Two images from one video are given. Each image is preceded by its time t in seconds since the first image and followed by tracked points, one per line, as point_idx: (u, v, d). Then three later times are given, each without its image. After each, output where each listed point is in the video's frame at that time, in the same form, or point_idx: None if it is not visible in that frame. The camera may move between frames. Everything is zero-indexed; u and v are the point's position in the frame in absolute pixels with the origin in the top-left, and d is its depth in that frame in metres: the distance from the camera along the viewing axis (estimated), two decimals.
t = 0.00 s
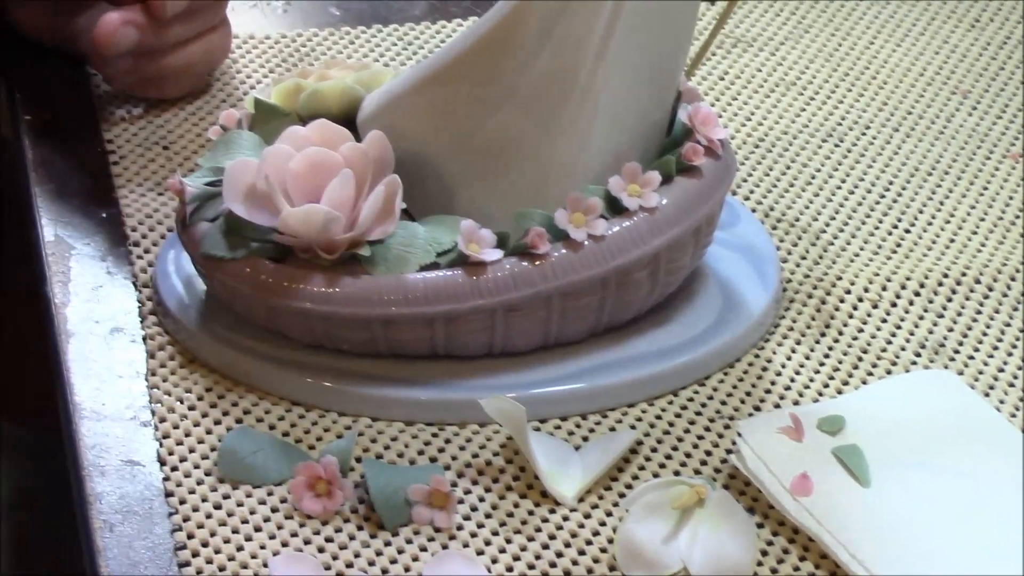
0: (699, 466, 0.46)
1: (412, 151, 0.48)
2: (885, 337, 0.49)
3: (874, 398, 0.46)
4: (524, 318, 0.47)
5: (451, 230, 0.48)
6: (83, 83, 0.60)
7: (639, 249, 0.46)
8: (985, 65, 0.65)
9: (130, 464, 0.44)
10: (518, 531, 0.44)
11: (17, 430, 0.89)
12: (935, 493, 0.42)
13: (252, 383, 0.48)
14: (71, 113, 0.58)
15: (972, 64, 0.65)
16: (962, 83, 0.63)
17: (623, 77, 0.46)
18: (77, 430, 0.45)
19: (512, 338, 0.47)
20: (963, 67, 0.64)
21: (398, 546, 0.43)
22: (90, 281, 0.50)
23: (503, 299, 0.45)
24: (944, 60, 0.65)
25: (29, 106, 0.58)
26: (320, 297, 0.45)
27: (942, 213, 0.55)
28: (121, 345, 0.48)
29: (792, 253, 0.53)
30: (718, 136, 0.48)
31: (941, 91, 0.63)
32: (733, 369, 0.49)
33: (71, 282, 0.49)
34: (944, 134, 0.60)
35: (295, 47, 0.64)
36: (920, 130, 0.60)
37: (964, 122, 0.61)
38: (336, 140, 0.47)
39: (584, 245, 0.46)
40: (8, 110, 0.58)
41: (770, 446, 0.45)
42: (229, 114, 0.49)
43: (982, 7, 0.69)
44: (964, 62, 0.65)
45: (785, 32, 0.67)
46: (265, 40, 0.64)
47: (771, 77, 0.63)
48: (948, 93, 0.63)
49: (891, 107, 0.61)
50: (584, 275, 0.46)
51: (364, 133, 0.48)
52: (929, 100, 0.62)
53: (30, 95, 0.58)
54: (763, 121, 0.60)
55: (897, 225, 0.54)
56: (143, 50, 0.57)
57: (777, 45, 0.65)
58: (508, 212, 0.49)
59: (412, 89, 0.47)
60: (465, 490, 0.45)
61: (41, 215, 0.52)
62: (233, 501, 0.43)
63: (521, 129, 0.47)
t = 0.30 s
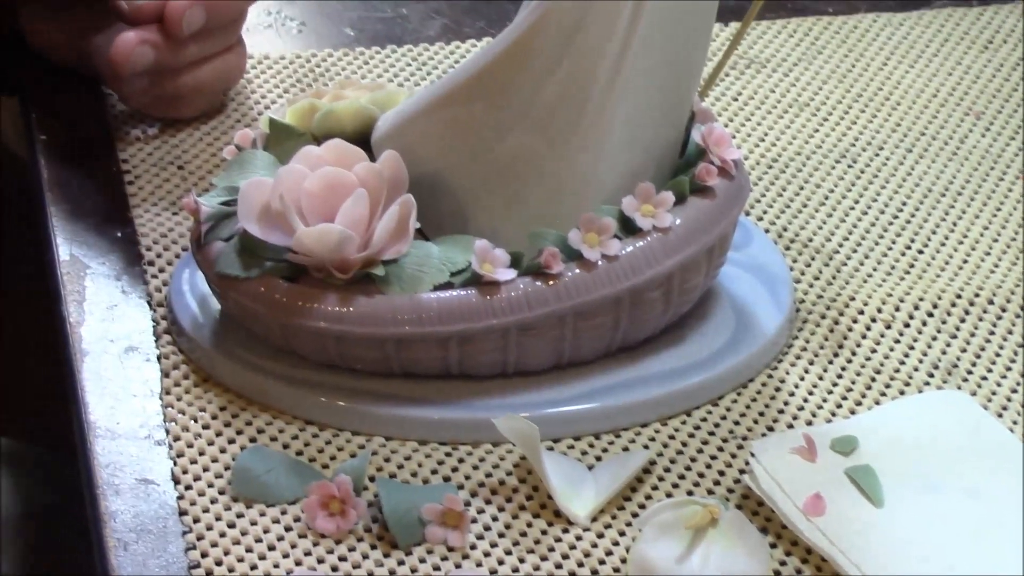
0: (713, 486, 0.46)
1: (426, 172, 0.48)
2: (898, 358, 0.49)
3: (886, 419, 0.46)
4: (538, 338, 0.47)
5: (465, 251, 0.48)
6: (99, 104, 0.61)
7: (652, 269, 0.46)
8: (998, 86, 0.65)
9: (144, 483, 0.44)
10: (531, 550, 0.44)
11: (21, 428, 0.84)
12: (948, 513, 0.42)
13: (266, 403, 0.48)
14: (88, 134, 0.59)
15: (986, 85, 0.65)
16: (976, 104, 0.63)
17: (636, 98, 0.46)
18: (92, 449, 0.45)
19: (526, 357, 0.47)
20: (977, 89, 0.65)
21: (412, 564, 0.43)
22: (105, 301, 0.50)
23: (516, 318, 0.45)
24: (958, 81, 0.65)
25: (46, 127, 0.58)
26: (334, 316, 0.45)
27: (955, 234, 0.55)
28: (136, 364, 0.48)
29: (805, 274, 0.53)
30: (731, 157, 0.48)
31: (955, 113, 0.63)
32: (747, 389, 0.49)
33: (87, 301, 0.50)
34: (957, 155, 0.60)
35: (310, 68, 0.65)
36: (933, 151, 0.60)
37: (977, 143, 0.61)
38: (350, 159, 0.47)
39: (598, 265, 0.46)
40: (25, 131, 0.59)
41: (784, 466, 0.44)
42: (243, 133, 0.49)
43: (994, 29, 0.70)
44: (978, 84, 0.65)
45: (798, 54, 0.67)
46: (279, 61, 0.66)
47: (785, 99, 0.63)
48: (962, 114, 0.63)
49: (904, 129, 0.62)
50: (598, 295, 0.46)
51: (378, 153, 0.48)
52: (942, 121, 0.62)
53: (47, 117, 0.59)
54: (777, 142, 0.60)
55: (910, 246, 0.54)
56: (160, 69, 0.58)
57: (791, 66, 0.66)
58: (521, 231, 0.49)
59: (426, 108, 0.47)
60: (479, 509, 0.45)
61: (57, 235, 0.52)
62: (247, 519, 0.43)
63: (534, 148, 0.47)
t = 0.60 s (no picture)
0: (718, 509, 0.45)
1: (432, 194, 0.49)
2: (903, 382, 0.49)
3: (891, 444, 0.46)
4: (544, 361, 0.47)
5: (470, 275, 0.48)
6: (106, 127, 0.62)
7: (658, 292, 0.46)
8: (1003, 110, 0.65)
9: (150, 505, 0.44)
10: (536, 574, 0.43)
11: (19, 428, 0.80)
12: (954, 538, 0.42)
13: (272, 425, 0.48)
14: (95, 157, 0.59)
15: (991, 109, 0.65)
16: (981, 128, 0.64)
17: (642, 121, 0.46)
18: (97, 471, 0.45)
19: (531, 381, 0.47)
20: (982, 113, 0.65)
21: None
22: (111, 323, 0.50)
23: (521, 341, 0.45)
24: (963, 105, 0.65)
25: (53, 150, 0.59)
26: (340, 339, 0.45)
27: (960, 258, 0.55)
28: (141, 387, 0.48)
29: (810, 297, 0.53)
30: (737, 180, 0.48)
31: (960, 136, 0.63)
32: (752, 412, 0.49)
33: (92, 324, 0.50)
34: (962, 179, 0.60)
35: (316, 91, 0.65)
36: (938, 175, 0.60)
37: (982, 167, 0.61)
38: (356, 182, 0.47)
39: (603, 288, 0.46)
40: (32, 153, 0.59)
41: (790, 490, 0.44)
42: (249, 157, 0.49)
43: (998, 51, 0.70)
44: (983, 107, 0.65)
45: (803, 77, 0.67)
46: (285, 84, 0.66)
47: (789, 122, 0.64)
48: (967, 137, 0.63)
49: (909, 152, 0.62)
50: (603, 318, 0.46)
51: (384, 176, 0.48)
52: (947, 145, 0.62)
53: (54, 139, 0.60)
54: (781, 166, 0.60)
55: (915, 269, 0.55)
56: (167, 94, 0.58)
57: (795, 90, 0.66)
58: (527, 254, 0.49)
59: (431, 133, 0.47)
60: (484, 532, 0.45)
61: (63, 257, 0.52)
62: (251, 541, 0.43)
63: (539, 172, 0.47)
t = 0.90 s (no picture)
0: (722, 525, 0.45)
1: (436, 210, 0.48)
2: (907, 399, 0.49)
3: (893, 462, 0.46)
4: (547, 378, 0.46)
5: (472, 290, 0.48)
6: (108, 141, 0.62)
7: (661, 309, 0.46)
8: (1007, 126, 0.65)
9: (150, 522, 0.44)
10: None
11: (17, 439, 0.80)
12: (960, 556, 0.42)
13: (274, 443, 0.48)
14: (97, 172, 0.59)
15: (995, 125, 0.65)
16: (985, 144, 0.64)
17: (646, 137, 0.46)
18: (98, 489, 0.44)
19: (534, 397, 0.47)
20: (986, 129, 0.65)
21: None
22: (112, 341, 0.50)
23: (523, 357, 0.45)
24: (967, 120, 0.65)
25: (55, 163, 0.58)
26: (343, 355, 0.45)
27: (965, 275, 0.55)
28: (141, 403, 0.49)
29: (814, 313, 0.53)
30: (740, 197, 0.48)
31: (964, 152, 0.63)
32: (756, 429, 0.49)
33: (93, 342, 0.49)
34: (966, 196, 0.60)
35: (319, 108, 0.65)
36: (942, 191, 0.60)
37: (986, 183, 0.61)
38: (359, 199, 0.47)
39: (606, 304, 0.46)
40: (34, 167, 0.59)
41: (794, 507, 0.44)
42: (252, 173, 0.48)
43: (1001, 68, 0.70)
44: (987, 123, 0.65)
45: (807, 93, 0.67)
46: (289, 101, 0.66)
47: (793, 138, 0.64)
48: (972, 153, 0.63)
49: (913, 168, 0.62)
50: (606, 334, 0.46)
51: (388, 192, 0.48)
52: (951, 161, 0.62)
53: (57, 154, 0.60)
54: (785, 182, 0.60)
55: (920, 286, 0.55)
56: (167, 111, 0.60)
57: (799, 106, 0.66)
58: (530, 269, 0.49)
59: (435, 149, 0.47)
60: (486, 549, 0.44)
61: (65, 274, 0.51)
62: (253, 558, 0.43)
63: (542, 187, 0.47)
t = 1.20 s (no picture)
0: (734, 551, 0.42)
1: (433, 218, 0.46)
2: (930, 417, 0.47)
3: (915, 485, 0.43)
4: (550, 395, 0.44)
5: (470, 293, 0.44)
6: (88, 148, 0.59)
7: (670, 322, 0.44)
8: None
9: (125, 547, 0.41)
10: None
11: None
12: None
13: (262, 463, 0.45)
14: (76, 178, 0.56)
15: None
16: (1011, 148, 0.60)
17: (654, 142, 0.43)
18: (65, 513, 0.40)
19: (537, 415, 0.45)
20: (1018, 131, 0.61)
21: None
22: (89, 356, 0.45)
23: (524, 373, 0.43)
24: (997, 123, 0.62)
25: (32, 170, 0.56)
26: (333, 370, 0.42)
27: (992, 284, 0.52)
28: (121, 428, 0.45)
29: (832, 326, 0.51)
30: (753, 204, 0.46)
31: (990, 156, 0.59)
32: (770, 449, 0.46)
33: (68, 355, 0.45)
34: (992, 201, 0.57)
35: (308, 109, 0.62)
36: (967, 196, 0.57)
37: (1014, 188, 0.57)
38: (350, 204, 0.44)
39: (612, 317, 0.43)
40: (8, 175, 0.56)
41: (810, 530, 0.41)
42: (239, 176, 0.46)
43: None
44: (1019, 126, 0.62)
45: (827, 100, 0.66)
46: (277, 102, 0.63)
47: (809, 143, 0.63)
48: (997, 157, 0.59)
49: (937, 173, 0.59)
50: (612, 348, 0.43)
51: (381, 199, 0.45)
52: (977, 165, 0.59)
53: (34, 161, 0.57)
54: (799, 188, 0.59)
55: (943, 296, 0.52)
56: (148, 112, 0.58)
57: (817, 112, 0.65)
58: (532, 280, 0.46)
59: (432, 152, 0.44)
60: None
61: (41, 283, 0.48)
62: None
63: (543, 197, 0.44)
